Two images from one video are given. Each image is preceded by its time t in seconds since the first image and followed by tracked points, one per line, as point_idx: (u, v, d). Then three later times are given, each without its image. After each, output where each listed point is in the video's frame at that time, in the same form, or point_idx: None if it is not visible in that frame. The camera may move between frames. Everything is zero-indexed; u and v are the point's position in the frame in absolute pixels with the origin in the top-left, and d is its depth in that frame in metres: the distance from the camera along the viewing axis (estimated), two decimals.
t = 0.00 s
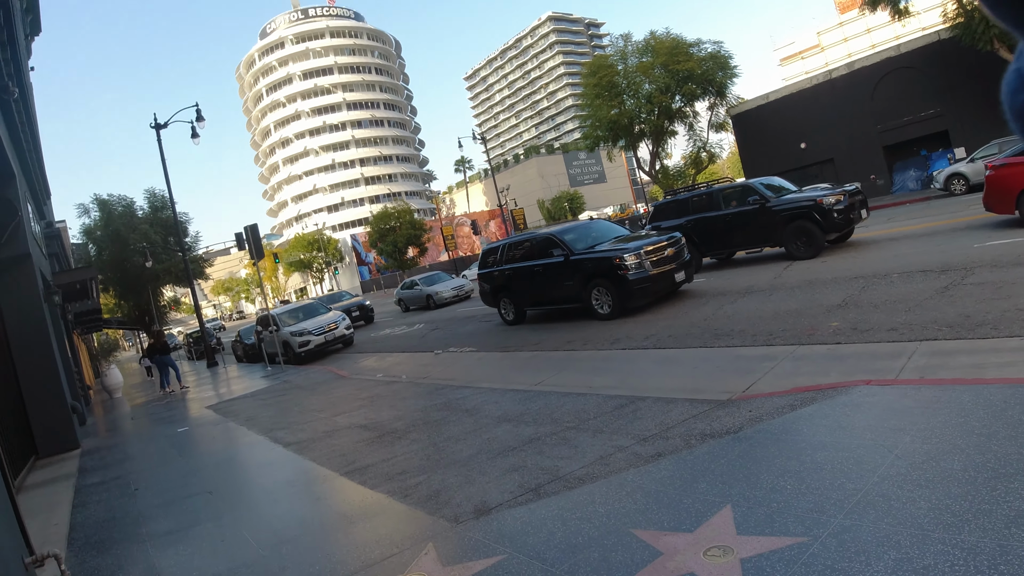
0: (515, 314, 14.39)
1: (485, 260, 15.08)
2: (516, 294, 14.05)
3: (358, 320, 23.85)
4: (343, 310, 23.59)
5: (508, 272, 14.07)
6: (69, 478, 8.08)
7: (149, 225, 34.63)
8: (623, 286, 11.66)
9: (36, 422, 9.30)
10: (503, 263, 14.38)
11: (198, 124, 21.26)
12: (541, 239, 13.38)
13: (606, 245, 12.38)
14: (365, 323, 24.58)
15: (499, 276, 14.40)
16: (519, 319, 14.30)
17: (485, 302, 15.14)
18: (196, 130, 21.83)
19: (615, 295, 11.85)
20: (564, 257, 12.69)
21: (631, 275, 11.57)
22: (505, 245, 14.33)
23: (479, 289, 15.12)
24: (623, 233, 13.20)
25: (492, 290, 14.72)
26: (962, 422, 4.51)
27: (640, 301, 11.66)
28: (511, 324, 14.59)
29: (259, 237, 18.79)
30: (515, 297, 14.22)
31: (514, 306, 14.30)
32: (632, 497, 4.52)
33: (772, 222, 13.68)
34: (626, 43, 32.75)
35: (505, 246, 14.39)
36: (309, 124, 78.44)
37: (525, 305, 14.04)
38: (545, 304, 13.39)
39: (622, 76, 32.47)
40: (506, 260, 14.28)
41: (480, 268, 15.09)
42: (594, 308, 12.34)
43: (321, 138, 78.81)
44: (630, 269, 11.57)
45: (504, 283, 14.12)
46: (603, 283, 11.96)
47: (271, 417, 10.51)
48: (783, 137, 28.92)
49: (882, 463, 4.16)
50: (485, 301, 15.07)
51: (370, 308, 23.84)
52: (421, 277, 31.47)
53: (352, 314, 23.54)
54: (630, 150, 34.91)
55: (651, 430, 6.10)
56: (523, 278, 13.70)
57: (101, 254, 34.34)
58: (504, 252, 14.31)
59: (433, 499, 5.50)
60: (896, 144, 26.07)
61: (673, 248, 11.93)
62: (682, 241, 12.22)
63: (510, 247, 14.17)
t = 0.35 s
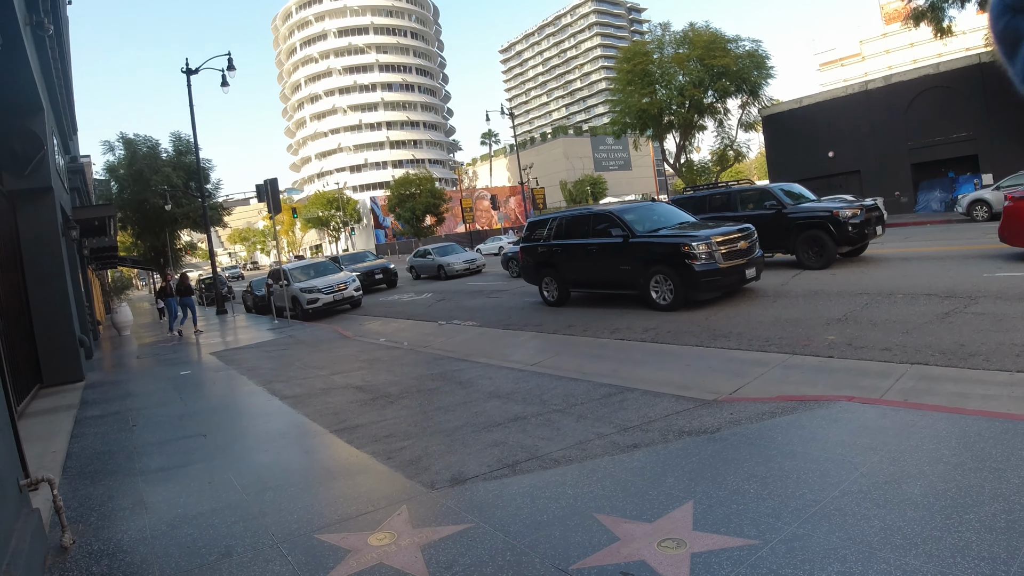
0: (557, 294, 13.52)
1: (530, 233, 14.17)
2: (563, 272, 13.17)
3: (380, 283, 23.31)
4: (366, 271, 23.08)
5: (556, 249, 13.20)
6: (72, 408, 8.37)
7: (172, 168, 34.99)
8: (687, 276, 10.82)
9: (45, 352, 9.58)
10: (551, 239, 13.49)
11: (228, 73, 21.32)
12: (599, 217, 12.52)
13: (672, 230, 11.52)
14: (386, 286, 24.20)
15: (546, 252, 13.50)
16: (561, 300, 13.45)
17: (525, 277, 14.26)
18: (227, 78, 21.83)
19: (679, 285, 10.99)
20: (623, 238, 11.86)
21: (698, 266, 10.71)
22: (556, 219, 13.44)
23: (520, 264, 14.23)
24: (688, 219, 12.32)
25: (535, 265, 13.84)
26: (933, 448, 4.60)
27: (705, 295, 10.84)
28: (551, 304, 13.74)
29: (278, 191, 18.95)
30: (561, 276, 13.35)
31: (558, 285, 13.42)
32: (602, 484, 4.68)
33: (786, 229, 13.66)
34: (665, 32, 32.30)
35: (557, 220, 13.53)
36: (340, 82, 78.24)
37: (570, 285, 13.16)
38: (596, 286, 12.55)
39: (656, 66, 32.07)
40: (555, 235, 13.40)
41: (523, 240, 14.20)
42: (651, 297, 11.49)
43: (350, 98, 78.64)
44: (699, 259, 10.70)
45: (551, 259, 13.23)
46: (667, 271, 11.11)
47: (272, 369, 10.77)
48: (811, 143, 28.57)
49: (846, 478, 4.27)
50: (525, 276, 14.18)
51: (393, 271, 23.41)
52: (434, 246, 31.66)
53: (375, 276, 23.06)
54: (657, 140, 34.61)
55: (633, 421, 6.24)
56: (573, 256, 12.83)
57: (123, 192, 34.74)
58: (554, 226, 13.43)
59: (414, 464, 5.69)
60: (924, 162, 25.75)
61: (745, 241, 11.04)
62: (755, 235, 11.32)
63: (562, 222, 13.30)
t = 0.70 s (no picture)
0: (591, 310, 12.48)
1: (558, 244, 13.17)
2: (599, 286, 12.18)
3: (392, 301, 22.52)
4: (378, 288, 22.24)
5: (591, 260, 12.20)
6: (67, 430, 8.44)
7: (171, 190, 35.25)
8: (745, 287, 9.89)
9: (42, 375, 9.66)
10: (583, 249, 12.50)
11: (224, 96, 21.61)
12: (639, 225, 11.58)
13: (723, 238, 10.61)
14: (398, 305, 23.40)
15: (577, 264, 12.50)
16: (595, 316, 12.42)
17: (553, 292, 13.22)
18: (223, 101, 22.05)
19: (736, 296, 10.03)
20: (669, 247, 10.91)
21: (757, 275, 9.80)
22: (588, 229, 12.48)
23: (547, 278, 13.19)
24: (734, 227, 11.45)
25: (565, 279, 12.82)
26: (909, 457, 4.65)
27: (765, 307, 9.91)
28: (583, 321, 12.70)
29: (274, 212, 19.10)
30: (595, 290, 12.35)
31: (592, 300, 12.40)
32: (582, 498, 4.74)
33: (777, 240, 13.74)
34: (657, 47, 32.65)
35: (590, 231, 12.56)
36: (339, 102, 78.94)
37: (606, 300, 12.15)
38: (637, 300, 11.55)
39: (649, 81, 32.38)
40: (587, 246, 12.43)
41: (551, 253, 13.18)
42: (702, 310, 10.52)
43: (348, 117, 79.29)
44: (758, 267, 9.79)
45: (585, 272, 12.24)
46: (720, 281, 10.16)
47: (267, 389, 10.83)
48: (805, 154, 28.78)
49: (821, 488, 4.33)
50: (553, 291, 13.14)
51: (405, 287, 22.63)
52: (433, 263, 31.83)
53: (387, 293, 22.23)
54: (652, 155, 34.87)
55: (619, 435, 6.29)
56: (609, 268, 11.84)
57: (122, 214, 34.98)
58: (587, 237, 12.46)
59: (401, 481, 5.75)
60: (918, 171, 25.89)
61: (804, 248, 10.17)
62: (812, 241, 10.49)
63: (596, 232, 12.32)
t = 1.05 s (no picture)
0: (651, 323, 11.54)
1: (610, 256, 12.24)
2: (660, 299, 11.22)
3: (420, 326, 21.72)
4: (404, 313, 21.53)
5: (649, 270, 11.25)
6: (87, 472, 8.49)
7: (181, 228, 35.80)
8: (833, 289, 8.86)
9: (60, 417, 9.74)
10: (639, 259, 11.56)
11: (231, 133, 21.99)
12: (701, 228, 10.60)
13: (799, 236, 9.60)
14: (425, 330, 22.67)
15: (634, 275, 11.56)
16: (656, 330, 11.47)
17: (606, 307, 12.28)
18: (229, 138, 22.42)
19: (822, 300, 9.02)
20: (739, 250, 9.90)
21: (846, 274, 8.76)
22: (644, 237, 11.53)
23: (601, 293, 12.25)
24: (804, 224, 10.45)
25: (621, 292, 11.90)
26: (929, 460, 4.58)
27: (854, 310, 8.90)
28: (642, 336, 11.76)
29: (284, 245, 19.30)
30: (654, 301, 11.42)
31: (652, 313, 11.47)
32: (600, 517, 4.70)
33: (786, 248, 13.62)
34: (655, 62, 32.88)
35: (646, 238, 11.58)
36: (343, 133, 79.98)
37: (668, 312, 11.19)
38: (706, 311, 10.55)
39: (649, 96, 32.56)
40: (644, 254, 11.48)
41: (603, 265, 12.26)
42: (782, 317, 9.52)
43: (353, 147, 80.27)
44: (847, 266, 8.75)
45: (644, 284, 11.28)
46: (802, 284, 9.14)
47: (283, 421, 10.86)
48: (810, 160, 28.78)
49: (842, 498, 4.25)
50: (608, 307, 12.21)
51: (432, 311, 21.93)
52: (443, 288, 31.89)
53: (415, 318, 21.50)
54: (656, 168, 34.98)
55: (635, 452, 6.24)
56: (671, 277, 10.88)
57: (135, 254, 35.49)
58: (643, 245, 11.52)
59: (418, 508, 5.72)
60: (924, 170, 25.75)
61: (890, 243, 9.19)
62: (895, 235, 9.51)
63: (653, 239, 11.38)
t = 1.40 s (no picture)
0: (709, 331, 10.64)
1: (660, 259, 11.33)
2: (719, 304, 10.30)
3: (444, 343, 20.79)
4: (429, 329, 20.74)
5: (706, 274, 10.34)
6: (99, 501, 8.46)
7: (189, 255, 36.09)
8: (926, 285, 7.96)
9: (72, 447, 9.73)
10: (693, 262, 10.64)
11: (235, 160, 22.22)
12: (765, 224, 9.68)
13: (879, 227, 8.68)
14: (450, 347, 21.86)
15: (688, 279, 10.65)
16: (714, 338, 10.57)
17: (657, 315, 11.37)
18: (234, 164, 22.65)
19: (913, 297, 8.12)
20: (812, 246, 8.98)
21: (940, 267, 7.86)
22: (699, 237, 10.62)
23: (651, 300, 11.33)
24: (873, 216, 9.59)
25: (673, 299, 11.00)
26: (945, 465, 4.50)
27: (948, 307, 8.03)
28: (698, 346, 10.86)
29: (291, 269, 19.37)
30: (711, 307, 10.52)
31: (710, 320, 10.56)
32: (614, 534, 4.64)
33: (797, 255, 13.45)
34: (655, 75, 33.07)
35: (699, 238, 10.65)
36: (347, 156, 80.66)
37: (728, 317, 10.27)
38: (773, 316, 9.63)
39: (650, 109, 32.71)
40: (699, 256, 10.55)
41: (652, 270, 11.36)
42: (866, 318, 8.61)
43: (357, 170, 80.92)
44: (941, 257, 7.86)
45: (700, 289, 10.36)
46: (889, 280, 8.21)
47: (294, 446, 10.81)
48: (813, 167, 28.74)
49: (857, 506, 4.18)
50: (659, 315, 11.29)
51: (458, 327, 21.17)
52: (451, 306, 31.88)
53: (440, 334, 20.70)
54: (659, 181, 35.05)
55: (648, 467, 6.17)
56: (732, 280, 9.97)
57: (143, 283, 35.75)
58: (698, 247, 10.60)
59: (430, 529, 5.66)
60: (929, 172, 25.64)
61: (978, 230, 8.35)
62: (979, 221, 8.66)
63: (710, 240, 10.45)
